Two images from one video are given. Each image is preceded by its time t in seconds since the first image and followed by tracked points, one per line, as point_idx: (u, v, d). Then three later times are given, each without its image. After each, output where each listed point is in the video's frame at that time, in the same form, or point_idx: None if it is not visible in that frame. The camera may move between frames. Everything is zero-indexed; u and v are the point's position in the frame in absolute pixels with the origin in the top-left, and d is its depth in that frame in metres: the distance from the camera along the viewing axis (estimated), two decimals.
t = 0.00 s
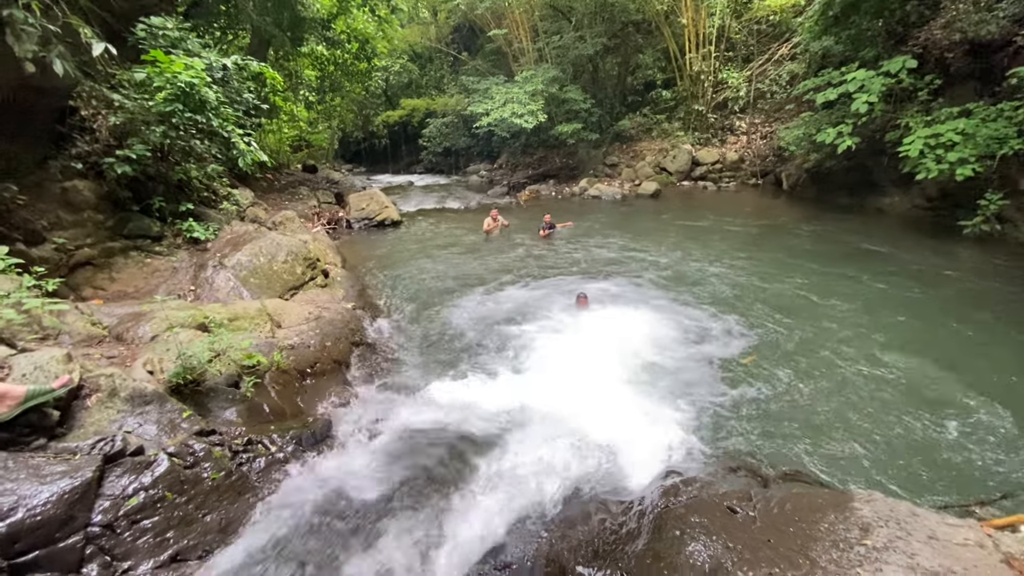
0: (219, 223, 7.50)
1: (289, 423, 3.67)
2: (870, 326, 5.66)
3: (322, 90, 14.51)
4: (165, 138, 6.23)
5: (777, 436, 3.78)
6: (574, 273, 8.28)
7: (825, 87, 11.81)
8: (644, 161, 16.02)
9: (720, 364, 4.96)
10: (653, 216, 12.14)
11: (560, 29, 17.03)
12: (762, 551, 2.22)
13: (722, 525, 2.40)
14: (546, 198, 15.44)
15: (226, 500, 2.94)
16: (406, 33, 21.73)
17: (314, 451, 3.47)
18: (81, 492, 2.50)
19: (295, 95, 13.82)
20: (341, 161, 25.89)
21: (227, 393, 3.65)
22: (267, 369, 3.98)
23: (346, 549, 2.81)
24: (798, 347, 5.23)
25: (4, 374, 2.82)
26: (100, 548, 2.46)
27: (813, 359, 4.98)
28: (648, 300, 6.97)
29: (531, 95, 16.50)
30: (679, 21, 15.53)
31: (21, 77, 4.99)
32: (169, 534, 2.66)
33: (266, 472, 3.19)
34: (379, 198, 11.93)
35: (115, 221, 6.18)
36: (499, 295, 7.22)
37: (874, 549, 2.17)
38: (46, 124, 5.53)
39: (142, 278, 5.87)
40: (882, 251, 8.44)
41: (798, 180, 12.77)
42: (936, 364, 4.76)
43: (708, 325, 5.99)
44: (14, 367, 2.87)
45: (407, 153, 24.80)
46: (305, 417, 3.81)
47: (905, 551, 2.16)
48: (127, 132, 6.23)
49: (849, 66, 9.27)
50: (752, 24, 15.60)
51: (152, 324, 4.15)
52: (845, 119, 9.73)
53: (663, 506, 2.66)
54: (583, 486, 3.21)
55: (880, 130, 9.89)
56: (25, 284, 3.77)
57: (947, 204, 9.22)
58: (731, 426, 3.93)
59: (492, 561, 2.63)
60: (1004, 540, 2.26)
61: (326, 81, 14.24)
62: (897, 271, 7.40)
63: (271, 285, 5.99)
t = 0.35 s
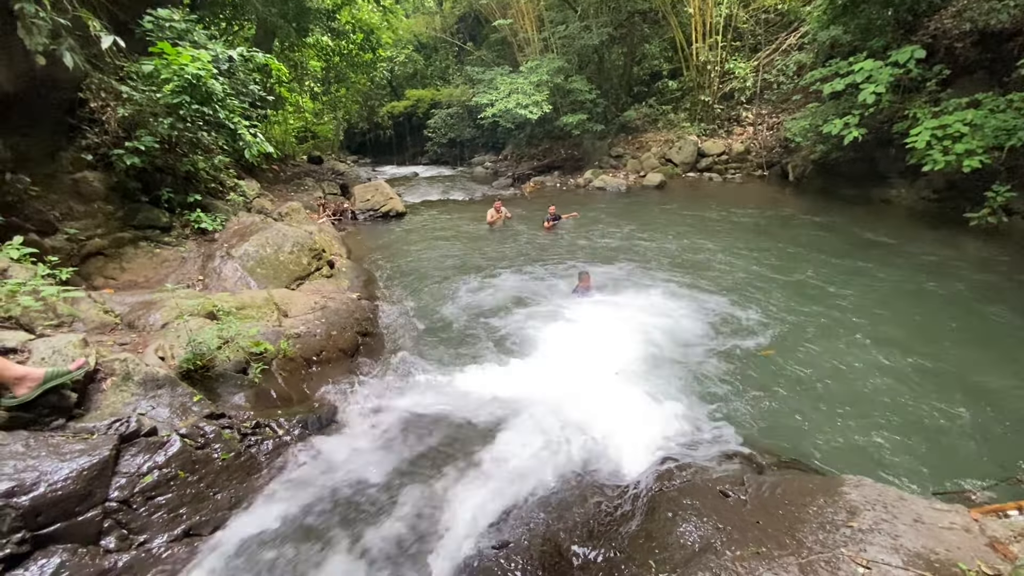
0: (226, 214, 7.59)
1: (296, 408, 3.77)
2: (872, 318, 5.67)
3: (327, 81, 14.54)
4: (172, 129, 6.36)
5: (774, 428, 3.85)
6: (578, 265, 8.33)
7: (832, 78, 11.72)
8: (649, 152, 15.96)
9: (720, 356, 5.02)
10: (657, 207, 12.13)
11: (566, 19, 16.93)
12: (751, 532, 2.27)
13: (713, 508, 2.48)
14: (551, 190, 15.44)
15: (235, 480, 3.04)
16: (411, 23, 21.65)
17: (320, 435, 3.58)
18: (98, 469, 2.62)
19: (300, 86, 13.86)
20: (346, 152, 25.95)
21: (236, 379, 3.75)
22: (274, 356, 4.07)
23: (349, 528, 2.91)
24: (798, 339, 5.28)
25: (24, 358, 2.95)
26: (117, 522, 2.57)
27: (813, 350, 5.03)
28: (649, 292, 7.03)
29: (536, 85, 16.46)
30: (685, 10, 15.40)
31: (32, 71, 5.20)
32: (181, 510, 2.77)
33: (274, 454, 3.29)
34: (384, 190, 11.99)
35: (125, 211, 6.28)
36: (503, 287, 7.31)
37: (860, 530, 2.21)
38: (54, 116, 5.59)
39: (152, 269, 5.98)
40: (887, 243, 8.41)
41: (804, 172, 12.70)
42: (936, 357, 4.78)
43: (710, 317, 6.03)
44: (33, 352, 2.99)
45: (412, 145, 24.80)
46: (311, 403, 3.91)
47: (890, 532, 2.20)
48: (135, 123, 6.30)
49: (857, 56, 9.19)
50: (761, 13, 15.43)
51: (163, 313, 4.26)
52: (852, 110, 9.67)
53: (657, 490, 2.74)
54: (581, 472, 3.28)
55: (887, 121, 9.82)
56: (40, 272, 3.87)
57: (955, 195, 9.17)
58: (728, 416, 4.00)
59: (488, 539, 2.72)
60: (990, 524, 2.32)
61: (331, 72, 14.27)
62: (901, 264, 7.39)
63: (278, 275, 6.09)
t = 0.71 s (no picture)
0: (236, 211, 7.75)
1: (304, 399, 3.93)
2: (868, 317, 5.75)
3: (334, 77, 14.69)
4: (184, 128, 6.52)
5: (766, 424, 3.96)
6: (580, 262, 8.44)
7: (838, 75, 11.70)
8: (655, 149, 16.00)
9: (715, 353, 5.13)
10: (661, 205, 12.19)
11: (572, 15, 16.94)
12: (732, 520, 2.40)
13: (697, 497, 2.61)
14: (556, 186, 15.53)
15: (247, 465, 3.21)
16: (418, 19, 21.71)
17: (326, 425, 3.74)
18: (122, 453, 2.80)
19: (308, 82, 14.00)
20: (353, 147, 26.13)
21: (247, 371, 3.92)
22: (283, 350, 4.24)
23: (353, 513, 3.06)
24: (794, 337, 5.38)
25: (52, 349, 3.12)
26: (139, 502, 2.76)
27: (808, 348, 5.13)
28: (649, 289, 7.13)
29: (542, 82, 16.51)
30: (692, 6, 15.37)
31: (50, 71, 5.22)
32: (198, 492, 2.94)
33: (284, 442, 3.46)
34: (390, 186, 12.14)
35: (138, 208, 6.46)
36: (505, 282, 7.44)
37: (835, 519, 2.33)
38: (72, 114, 5.77)
39: (164, 264, 6.16)
40: (889, 241, 8.46)
41: (809, 169, 12.71)
42: (930, 356, 4.86)
43: (708, 314, 6.14)
44: (61, 344, 3.17)
45: (419, 140, 24.93)
46: (318, 395, 4.07)
47: (864, 522, 2.32)
48: (148, 121, 6.47)
49: (863, 54, 9.19)
50: (768, 9, 15.37)
51: (177, 307, 4.43)
52: (857, 108, 9.67)
53: (646, 480, 2.87)
54: (575, 464, 3.42)
55: (893, 119, 9.82)
56: (61, 268, 4.05)
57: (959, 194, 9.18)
58: (721, 411, 4.12)
59: (484, 525, 2.86)
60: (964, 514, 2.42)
61: (339, 69, 14.41)
62: (902, 262, 7.45)
63: (286, 270, 6.25)
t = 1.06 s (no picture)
0: (254, 215, 7.94)
1: (318, 401, 4.04)
2: (884, 324, 5.68)
3: (351, 82, 14.93)
4: (205, 134, 6.72)
5: (774, 431, 3.95)
6: (592, 266, 8.47)
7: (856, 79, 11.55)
8: (669, 153, 15.95)
9: (725, 359, 5.13)
10: (674, 209, 12.17)
11: (587, 19, 16.99)
12: (733, 526, 2.43)
13: (700, 503, 2.64)
14: (569, 190, 15.56)
15: (263, 464, 3.31)
16: (434, 24, 21.94)
17: (339, 426, 3.83)
18: (145, 450, 2.92)
19: (326, 88, 14.23)
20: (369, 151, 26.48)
21: (264, 372, 4.04)
22: (298, 352, 4.35)
23: (363, 513, 3.13)
24: (806, 344, 5.35)
25: (81, 351, 3.26)
26: (161, 498, 2.88)
27: (819, 355, 5.10)
28: (661, 293, 7.14)
29: (556, 86, 16.57)
30: (707, 10, 15.31)
31: (78, 81, 5.43)
32: (216, 489, 3.06)
33: (298, 442, 3.56)
34: (405, 190, 12.29)
35: (161, 212, 6.66)
36: (517, 286, 7.50)
37: (837, 528, 2.34)
38: (99, 122, 5.99)
39: (185, 267, 6.33)
40: (907, 247, 8.34)
41: (826, 174, 12.57)
42: (946, 365, 4.78)
43: (719, 320, 6.13)
44: (90, 346, 3.32)
45: (434, 144, 25.16)
46: (332, 396, 4.18)
47: (866, 531, 2.33)
48: (171, 129, 6.68)
49: (880, 57, 9.09)
50: (785, 12, 15.22)
51: (197, 310, 4.57)
52: (874, 112, 9.56)
53: (651, 486, 2.91)
54: (581, 468, 3.46)
55: (912, 123, 9.68)
56: (88, 272, 4.21)
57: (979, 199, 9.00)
58: (729, 417, 4.13)
59: (490, 527, 2.92)
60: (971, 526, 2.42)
61: (356, 74, 14.64)
62: (919, 269, 7.35)
63: (302, 274, 6.39)
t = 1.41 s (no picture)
0: (263, 213, 8.01)
1: (324, 398, 4.08)
2: (893, 328, 5.62)
3: (360, 82, 15.00)
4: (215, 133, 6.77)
5: (780, 433, 3.93)
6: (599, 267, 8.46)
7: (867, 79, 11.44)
8: (677, 154, 15.90)
9: (731, 361, 5.11)
10: (682, 209, 12.13)
11: (596, 19, 16.95)
12: (736, 528, 2.44)
13: (703, 504, 2.64)
14: (577, 190, 15.55)
15: (270, 460, 3.35)
16: (442, 24, 21.97)
17: (344, 423, 3.87)
18: (155, 445, 2.97)
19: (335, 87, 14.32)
20: (378, 150, 26.61)
21: (271, 370, 4.08)
22: (305, 350, 4.39)
23: (368, 509, 3.16)
24: (813, 346, 5.32)
25: (93, 347, 3.32)
26: (170, 492, 2.92)
27: (826, 358, 5.07)
28: (668, 294, 7.13)
29: (564, 86, 16.56)
30: (717, 9, 15.23)
31: (91, 80, 5.53)
32: (224, 484, 3.10)
33: (304, 438, 3.60)
34: (413, 189, 12.34)
35: (171, 210, 6.74)
36: (524, 285, 7.51)
37: (839, 531, 2.34)
38: (111, 120, 6.07)
39: (195, 264, 6.40)
40: (917, 250, 8.27)
41: (835, 175, 12.47)
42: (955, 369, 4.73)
43: (726, 322, 6.10)
44: (101, 342, 3.37)
45: (442, 143, 25.23)
46: (338, 394, 4.21)
47: (868, 534, 2.32)
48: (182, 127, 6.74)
49: (892, 58, 9.00)
50: (796, 11, 15.09)
51: (206, 307, 4.63)
52: (885, 113, 9.48)
53: (654, 487, 2.92)
54: (585, 468, 3.47)
55: (923, 125, 9.58)
56: (100, 269, 4.27)
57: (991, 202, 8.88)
58: (734, 418, 4.12)
59: (493, 525, 2.94)
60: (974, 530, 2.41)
61: (365, 74, 14.71)
62: (929, 272, 7.27)
63: (310, 272, 6.44)
